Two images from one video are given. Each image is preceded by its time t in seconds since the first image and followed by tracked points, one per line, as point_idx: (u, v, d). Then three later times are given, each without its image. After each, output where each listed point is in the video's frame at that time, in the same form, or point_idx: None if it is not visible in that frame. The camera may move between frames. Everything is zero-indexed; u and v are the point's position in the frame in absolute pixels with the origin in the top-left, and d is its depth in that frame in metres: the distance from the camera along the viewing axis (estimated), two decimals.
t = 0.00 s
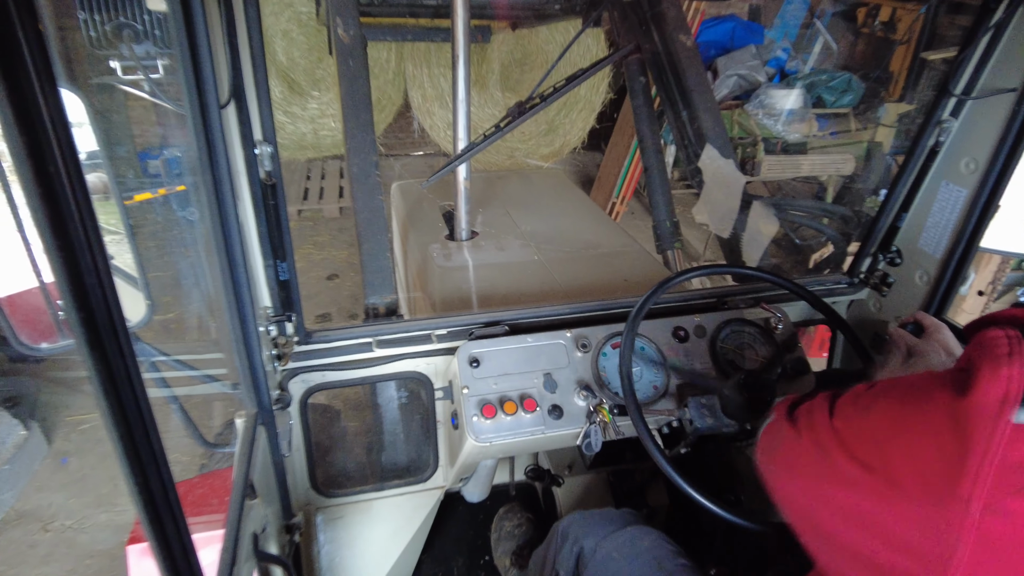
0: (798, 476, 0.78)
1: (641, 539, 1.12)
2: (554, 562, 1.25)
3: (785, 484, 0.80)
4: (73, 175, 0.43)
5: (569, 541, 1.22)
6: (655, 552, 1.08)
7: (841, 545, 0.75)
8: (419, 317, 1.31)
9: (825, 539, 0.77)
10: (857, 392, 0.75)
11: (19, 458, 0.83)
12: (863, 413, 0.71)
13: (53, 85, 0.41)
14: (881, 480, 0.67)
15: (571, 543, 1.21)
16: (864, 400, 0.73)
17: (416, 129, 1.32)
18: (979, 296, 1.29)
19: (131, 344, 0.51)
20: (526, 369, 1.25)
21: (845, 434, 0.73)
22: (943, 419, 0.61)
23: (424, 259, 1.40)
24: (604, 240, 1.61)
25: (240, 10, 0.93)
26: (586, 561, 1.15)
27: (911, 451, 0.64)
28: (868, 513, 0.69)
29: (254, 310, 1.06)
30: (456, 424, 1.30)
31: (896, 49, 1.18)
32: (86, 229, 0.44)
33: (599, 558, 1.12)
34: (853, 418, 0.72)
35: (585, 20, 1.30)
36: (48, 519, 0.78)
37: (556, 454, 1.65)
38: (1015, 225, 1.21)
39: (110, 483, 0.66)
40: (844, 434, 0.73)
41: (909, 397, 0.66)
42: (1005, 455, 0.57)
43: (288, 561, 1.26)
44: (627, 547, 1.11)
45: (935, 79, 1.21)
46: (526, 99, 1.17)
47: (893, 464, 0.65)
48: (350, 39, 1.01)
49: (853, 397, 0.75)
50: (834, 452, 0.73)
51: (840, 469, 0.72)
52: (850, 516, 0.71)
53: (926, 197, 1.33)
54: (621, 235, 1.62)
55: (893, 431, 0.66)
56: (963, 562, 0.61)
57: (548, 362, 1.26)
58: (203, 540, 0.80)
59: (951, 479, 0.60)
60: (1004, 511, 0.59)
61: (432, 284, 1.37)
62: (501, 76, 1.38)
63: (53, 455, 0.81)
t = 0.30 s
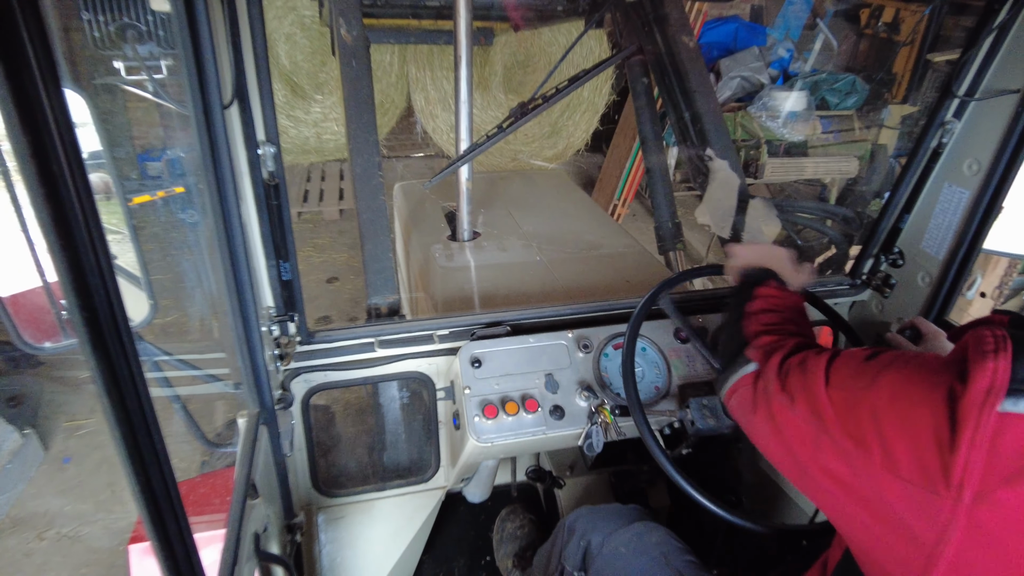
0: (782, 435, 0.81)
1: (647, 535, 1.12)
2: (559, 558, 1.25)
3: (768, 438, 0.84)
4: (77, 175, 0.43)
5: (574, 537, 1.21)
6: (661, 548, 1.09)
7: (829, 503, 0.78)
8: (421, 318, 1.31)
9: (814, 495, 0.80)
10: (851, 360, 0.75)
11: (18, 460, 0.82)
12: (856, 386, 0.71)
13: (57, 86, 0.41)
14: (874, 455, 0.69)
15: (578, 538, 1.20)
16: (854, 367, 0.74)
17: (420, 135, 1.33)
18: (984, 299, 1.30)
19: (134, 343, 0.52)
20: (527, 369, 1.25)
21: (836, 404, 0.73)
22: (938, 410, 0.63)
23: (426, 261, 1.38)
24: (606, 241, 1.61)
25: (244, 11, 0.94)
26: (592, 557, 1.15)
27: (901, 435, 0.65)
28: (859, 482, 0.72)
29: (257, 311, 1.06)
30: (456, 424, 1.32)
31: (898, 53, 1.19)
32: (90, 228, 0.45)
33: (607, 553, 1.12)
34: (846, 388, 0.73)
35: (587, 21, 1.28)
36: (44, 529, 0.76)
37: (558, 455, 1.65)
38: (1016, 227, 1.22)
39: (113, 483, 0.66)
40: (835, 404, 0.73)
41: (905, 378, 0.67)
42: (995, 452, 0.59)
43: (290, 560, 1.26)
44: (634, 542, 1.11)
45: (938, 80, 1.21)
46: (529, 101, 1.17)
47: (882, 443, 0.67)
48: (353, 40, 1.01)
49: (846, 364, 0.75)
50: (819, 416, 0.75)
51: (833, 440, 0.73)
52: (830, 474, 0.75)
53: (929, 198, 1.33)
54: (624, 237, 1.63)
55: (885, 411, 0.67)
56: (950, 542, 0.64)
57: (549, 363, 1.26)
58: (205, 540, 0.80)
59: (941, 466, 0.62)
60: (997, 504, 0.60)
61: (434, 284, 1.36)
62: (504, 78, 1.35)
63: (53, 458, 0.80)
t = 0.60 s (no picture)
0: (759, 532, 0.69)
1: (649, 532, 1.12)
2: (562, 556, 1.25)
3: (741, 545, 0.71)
4: (79, 174, 0.43)
5: (576, 534, 1.21)
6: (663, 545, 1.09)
7: None
8: (421, 318, 1.31)
9: None
10: (820, 432, 0.67)
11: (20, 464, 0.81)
12: (850, 460, 0.63)
13: (59, 86, 0.41)
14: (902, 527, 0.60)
15: (580, 534, 1.20)
16: (833, 430, 0.66)
17: (422, 135, 1.32)
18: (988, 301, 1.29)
19: (135, 343, 0.52)
20: (529, 370, 1.25)
21: (835, 486, 0.63)
22: (957, 455, 0.57)
23: (428, 261, 1.38)
24: (607, 241, 1.61)
25: (246, 11, 0.94)
26: (594, 554, 1.15)
27: (913, 489, 0.59)
28: (889, 565, 0.62)
29: (258, 310, 1.06)
30: (456, 424, 1.33)
31: (903, 53, 1.17)
32: (92, 228, 0.45)
33: (608, 550, 1.12)
34: (838, 467, 0.64)
35: (590, 22, 1.28)
36: (39, 536, 0.78)
37: (559, 456, 1.65)
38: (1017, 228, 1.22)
39: (114, 482, 0.67)
40: (833, 488, 0.64)
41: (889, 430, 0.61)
42: None
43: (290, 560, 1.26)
44: (636, 539, 1.12)
45: (939, 81, 1.22)
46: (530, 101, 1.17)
47: (897, 508, 0.60)
48: (355, 40, 1.02)
49: (818, 438, 0.66)
50: (812, 502, 0.65)
51: (846, 532, 0.62)
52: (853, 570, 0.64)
53: (931, 199, 1.33)
54: (626, 238, 1.62)
55: (893, 472, 0.59)
56: None
57: (551, 363, 1.26)
58: (206, 539, 0.80)
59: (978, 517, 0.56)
60: None
61: (435, 284, 1.36)
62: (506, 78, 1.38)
63: (53, 457, 0.80)
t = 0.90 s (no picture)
0: None
1: (645, 535, 1.12)
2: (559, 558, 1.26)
3: None
4: (78, 172, 0.43)
5: (573, 538, 1.22)
6: (659, 550, 1.08)
7: None
8: (421, 316, 1.31)
9: None
10: (836, 495, 0.63)
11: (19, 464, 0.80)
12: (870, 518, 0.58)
13: (58, 84, 0.41)
14: None
15: (577, 539, 1.20)
16: (848, 490, 0.62)
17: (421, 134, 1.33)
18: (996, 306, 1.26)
19: (135, 342, 0.52)
20: (528, 368, 1.25)
21: (864, 550, 0.58)
22: (982, 476, 0.52)
23: (427, 259, 1.40)
24: (607, 240, 1.61)
25: (245, 9, 0.94)
26: (591, 558, 1.15)
27: (947, 541, 0.53)
28: None
29: (257, 309, 1.06)
30: (456, 423, 1.32)
31: (906, 53, 1.17)
32: (91, 227, 0.45)
33: (605, 554, 1.12)
34: (860, 529, 0.59)
35: (590, 20, 1.28)
36: (35, 542, 0.76)
37: (558, 454, 1.66)
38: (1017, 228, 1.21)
39: (113, 482, 0.66)
40: (861, 552, 0.58)
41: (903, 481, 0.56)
42: None
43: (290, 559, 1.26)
44: (631, 544, 1.10)
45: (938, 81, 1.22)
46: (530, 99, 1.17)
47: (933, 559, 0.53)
48: (354, 38, 1.02)
49: (834, 503, 0.63)
50: (837, 555, 0.60)
51: None
52: None
53: (930, 198, 1.33)
54: (626, 237, 1.62)
55: (920, 517, 0.54)
56: None
57: (550, 362, 1.26)
58: (205, 537, 0.80)
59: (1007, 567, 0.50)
60: None
61: (434, 283, 1.37)
62: (506, 76, 1.37)
63: (52, 456, 0.80)
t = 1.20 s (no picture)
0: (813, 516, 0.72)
1: (652, 530, 1.12)
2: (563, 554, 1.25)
3: (804, 542, 0.73)
4: (76, 173, 0.43)
5: (578, 532, 1.22)
6: (666, 543, 1.08)
7: None
8: (419, 317, 1.31)
9: None
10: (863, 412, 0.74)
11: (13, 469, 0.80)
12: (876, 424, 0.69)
13: (56, 85, 0.41)
14: (917, 475, 0.62)
15: (582, 533, 1.20)
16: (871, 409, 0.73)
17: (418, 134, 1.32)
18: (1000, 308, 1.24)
19: (133, 344, 0.52)
20: (527, 369, 1.25)
21: (862, 447, 0.69)
22: (971, 391, 0.61)
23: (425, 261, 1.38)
24: (605, 240, 1.62)
25: (243, 10, 0.94)
26: (596, 552, 1.15)
27: (928, 437, 0.62)
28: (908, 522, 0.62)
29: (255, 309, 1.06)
30: (456, 424, 1.30)
31: (906, 55, 1.19)
32: (89, 229, 0.45)
33: (609, 549, 1.12)
34: (865, 432, 0.70)
35: (587, 21, 1.28)
36: (33, 548, 0.75)
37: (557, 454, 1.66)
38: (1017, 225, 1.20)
39: (110, 484, 0.66)
40: (859, 449, 0.69)
41: (925, 396, 0.65)
42: None
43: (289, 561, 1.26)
44: (638, 538, 1.11)
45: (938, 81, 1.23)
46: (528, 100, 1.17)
47: (909, 452, 0.63)
48: (352, 39, 1.02)
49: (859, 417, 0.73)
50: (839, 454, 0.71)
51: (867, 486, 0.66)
52: (882, 536, 0.65)
53: (927, 198, 1.34)
54: (624, 237, 1.63)
55: (909, 419, 0.65)
56: None
57: (548, 362, 1.26)
58: (204, 539, 0.80)
59: (1005, 461, 0.56)
60: None
61: (433, 284, 1.37)
62: (503, 77, 1.35)
63: (49, 458, 0.80)
